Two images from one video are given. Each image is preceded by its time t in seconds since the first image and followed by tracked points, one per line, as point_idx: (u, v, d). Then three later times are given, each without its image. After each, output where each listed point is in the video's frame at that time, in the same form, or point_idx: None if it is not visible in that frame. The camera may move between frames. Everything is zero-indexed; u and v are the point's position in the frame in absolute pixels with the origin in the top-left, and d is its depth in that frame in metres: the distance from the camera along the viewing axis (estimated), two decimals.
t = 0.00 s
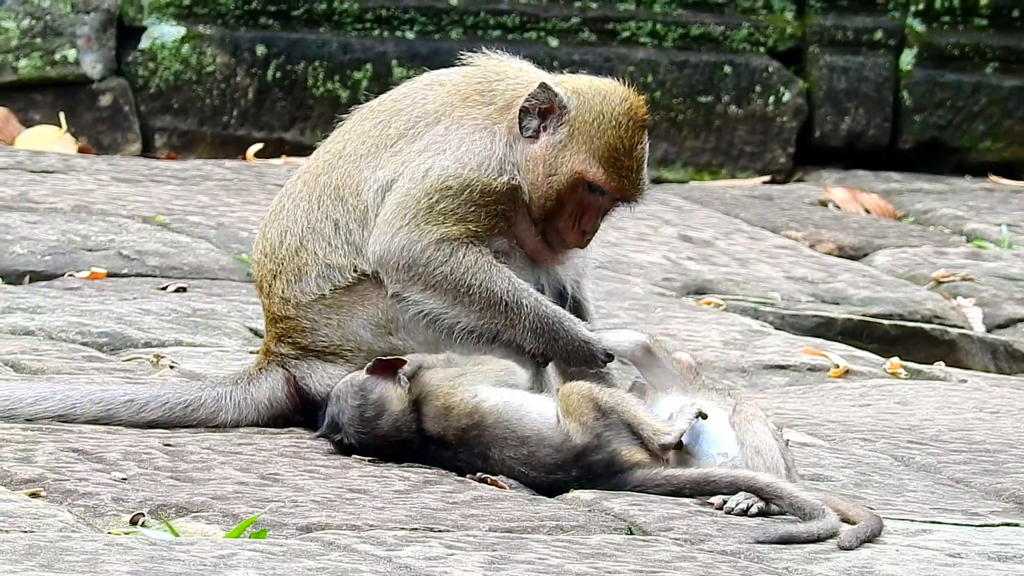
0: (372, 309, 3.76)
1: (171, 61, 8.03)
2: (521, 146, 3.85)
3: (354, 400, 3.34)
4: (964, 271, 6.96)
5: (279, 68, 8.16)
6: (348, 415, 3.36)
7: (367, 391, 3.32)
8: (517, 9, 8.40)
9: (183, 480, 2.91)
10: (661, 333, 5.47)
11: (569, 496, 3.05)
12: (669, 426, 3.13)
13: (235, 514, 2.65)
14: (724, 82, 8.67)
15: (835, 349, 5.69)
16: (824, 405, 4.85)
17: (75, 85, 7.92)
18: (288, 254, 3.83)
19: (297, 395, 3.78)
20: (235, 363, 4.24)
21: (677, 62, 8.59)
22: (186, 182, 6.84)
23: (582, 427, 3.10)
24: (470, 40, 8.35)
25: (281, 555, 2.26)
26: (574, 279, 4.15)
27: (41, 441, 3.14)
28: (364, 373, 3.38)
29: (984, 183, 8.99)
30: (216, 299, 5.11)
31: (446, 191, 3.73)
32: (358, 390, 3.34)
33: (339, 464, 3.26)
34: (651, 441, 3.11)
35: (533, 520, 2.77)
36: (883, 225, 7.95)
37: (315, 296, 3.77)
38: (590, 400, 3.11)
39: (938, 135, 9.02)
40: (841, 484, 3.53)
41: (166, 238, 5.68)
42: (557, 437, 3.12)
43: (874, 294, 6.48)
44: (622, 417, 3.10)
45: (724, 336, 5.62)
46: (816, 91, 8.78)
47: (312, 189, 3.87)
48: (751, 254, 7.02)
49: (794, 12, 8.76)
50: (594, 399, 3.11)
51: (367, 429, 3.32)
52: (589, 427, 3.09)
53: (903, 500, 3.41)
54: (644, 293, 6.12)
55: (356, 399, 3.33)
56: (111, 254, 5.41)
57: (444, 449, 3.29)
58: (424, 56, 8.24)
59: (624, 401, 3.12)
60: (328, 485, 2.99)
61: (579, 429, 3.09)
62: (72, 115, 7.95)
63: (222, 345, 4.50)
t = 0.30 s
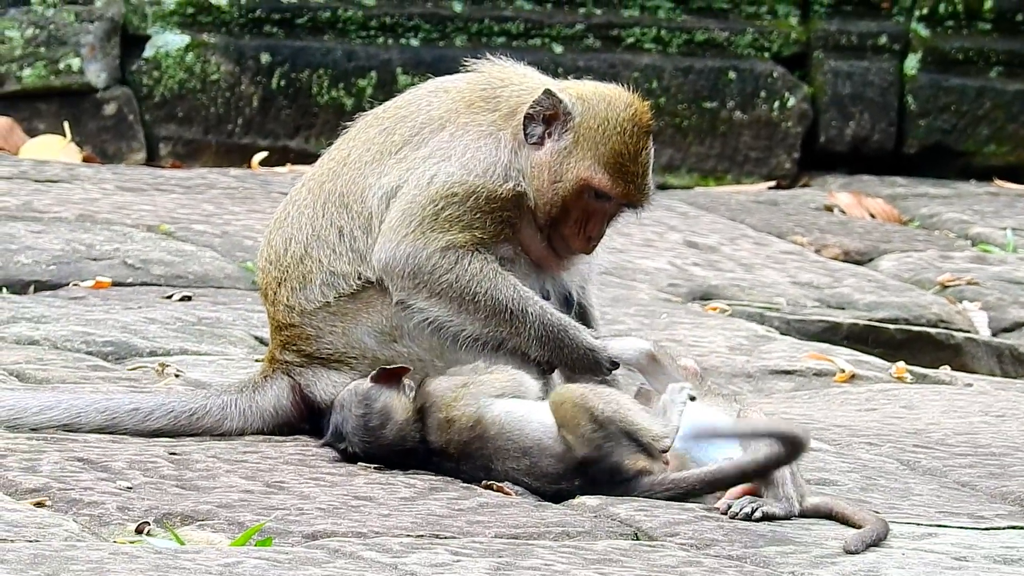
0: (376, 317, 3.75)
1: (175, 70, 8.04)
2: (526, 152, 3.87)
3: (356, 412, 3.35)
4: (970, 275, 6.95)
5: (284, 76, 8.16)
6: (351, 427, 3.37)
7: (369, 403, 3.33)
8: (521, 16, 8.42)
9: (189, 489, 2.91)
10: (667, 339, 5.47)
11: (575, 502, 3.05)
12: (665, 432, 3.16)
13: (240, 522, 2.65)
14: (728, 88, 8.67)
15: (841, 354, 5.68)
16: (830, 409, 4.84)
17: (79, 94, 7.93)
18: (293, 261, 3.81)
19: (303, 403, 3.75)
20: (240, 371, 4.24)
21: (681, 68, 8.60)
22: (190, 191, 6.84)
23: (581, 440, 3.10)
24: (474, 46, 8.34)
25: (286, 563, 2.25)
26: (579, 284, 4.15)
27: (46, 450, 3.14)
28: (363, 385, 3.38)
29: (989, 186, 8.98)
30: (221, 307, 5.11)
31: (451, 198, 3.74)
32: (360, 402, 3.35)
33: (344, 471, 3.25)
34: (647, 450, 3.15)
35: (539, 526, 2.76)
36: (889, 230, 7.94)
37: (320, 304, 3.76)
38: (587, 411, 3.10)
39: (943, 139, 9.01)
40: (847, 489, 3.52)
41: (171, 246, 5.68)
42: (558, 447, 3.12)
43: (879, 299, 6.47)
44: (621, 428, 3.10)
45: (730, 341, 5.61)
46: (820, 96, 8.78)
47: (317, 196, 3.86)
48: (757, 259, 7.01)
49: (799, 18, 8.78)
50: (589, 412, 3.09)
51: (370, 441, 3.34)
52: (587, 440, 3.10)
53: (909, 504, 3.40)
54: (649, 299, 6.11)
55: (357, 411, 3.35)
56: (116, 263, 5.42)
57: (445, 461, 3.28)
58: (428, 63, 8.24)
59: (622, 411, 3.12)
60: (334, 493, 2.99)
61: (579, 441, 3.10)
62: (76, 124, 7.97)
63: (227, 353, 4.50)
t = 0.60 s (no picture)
0: (377, 324, 3.74)
1: (176, 78, 8.05)
2: (529, 164, 3.86)
3: (371, 434, 3.33)
4: (970, 282, 6.95)
5: (284, 84, 8.16)
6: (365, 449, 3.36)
7: (385, 427, 3.31)
8: (521, 23, 8.42)
9: (190, 496, 2.90)
10: (668, 347, 5.46)
11: (576, 509, 3.05)
12: (614, 414, 2.98)
13: (242, 530, 2.65)
14: (729, 95, 8.68)
15: (842, 361, 5.68)
16: (831, 417, 4.84)
17: (79, 103, 7.94)
18: (295, 269, 3.82)
19: (304, 410, 3.77)
20: (241, 379, 4.23)
21: (682, 75, 8.60)
22: (191, 199, 6.84)
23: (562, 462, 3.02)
24: (474, 54, 8.34)
25: (288, 570, 2.25)
26: (581, 292, 4.16)
27: (47, 458, 3.13)
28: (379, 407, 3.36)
29: (990, 194, 8.98)
30: (222, 315, 5.11)
31: (454, 208, 3.74)
32: (377, 424, 3.33)
33: (346, 479, 3.25)
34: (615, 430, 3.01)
35: (540, 534, 2.76)
36: (890, 237, 7.94)
37: (321, 311, 3.76)
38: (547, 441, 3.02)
39: (943, 146, 9.02)
40: (849, 496, 3.52)
41: (171, 254, 5.68)
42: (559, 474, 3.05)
43: (880, 306, 6.47)
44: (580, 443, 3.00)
45: (731, 349, 5.61)
46: (820, 104, 8.78)
47: (318, 204, 3.86)
48: (757, 267, 7.01)
49: (799, 24, 8.79)
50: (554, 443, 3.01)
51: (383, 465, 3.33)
52: (565, 466, 3.03)
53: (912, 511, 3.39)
54: (650, 306, 6.11)
55: (372, 433, 3.33)
56: (117, 271, 5.42)
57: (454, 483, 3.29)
58: (429, 71, 8.24)
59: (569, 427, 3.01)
60: (335, 500, 2.98)
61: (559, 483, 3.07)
62: (77, 132, 7.97)
63: (228, 360, 4.50)
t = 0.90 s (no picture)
0: (384, 338, 3.74)
1: (180, 90, 8.05)
2: (539, 182, 3.87)
3: (393, 454, 3.26)
4: (976, 295, 6.94)
5: (289, 97, 8.16)
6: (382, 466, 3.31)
7: (407, 448, 3.24)
8: (526, 35, 8.42)
9: (196, 509, 2.90)
10: (673, 359, 5.45)
11: (583, 523, 3.03)
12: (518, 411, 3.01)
13: (248, 543, 2.64)
14: (734, 107, 8.68)
15: (848, 374, 5.67)
16: (837, 429, 4.83)
17: (84, 115, 7.94)
18: (301, 282, 3.81)
19: (309, 423, 3.76)
20: (246, 392, 4.22)
21: (687, 87, 8.61)
22: (195, 212, 6.84)
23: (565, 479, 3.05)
24: (479, 66, 8.36)
25: None
26: (587, 307, 4.16)
27: (52, 471, 3.13)
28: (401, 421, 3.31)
29: (995, 206, 8.98)
30: (227, 328, 5.10)
31: (465, 222, 3.73)
32: (399, 444, 3.26)
33: (351, 492, 3.24)
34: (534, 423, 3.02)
35: (546, 547, 2.75)
36: (895, 249, 7.93)
37: (328, 324, 3.75)
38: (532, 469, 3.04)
39: (949, 158, 9.02)
40: (855, 509, 3.50)
41: (176, 267, 5.68)
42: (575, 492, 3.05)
43: (886, 319, 6.46)
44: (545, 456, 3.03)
45: (736, 361, 5.59)
46: (825, 116, 8.79)
47: (325, 218, 3.85)
48: (763, 279, 7.00)
49: (803, 37, 8.80)
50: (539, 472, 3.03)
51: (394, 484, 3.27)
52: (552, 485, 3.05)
53: (918, 524, 3.38)
54: (655, 319, 6.10)
55: (392, 451, 3.26)
56: (122, 283, 5.41)
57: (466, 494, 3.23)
58: (433, 83, 8.25)
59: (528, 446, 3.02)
60: (340, 514, 2.97)
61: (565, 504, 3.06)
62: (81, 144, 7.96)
63: (234, 374, 4.49)
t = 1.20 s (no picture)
0: (396, 347, 3.73)
1: (188, 102, 8.06)
2: (551, 195, 3.86)
3: (416, 466, 3.24)
4: (985, 303, 6.92)
5: (297, 107, 8.16)
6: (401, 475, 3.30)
7: (431, 462, 3.22)
8: (534, 45, 8.42)
9: (207, 522, 2.89)
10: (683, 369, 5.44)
11: (594, 533, 3.02)
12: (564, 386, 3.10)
13: (259, 555, 2.63)
14: (742, 116, 8.68)
15: (857, 383, 5.65)
16: (847, 439, 4.81)
17: (93, 127, 7.94)
18: (313, 293, 3.81)
19: (319, 434, 3.74)
20: (256, 404, 4.22)
21: (695, 96, 8.61)
22: (204, 223, 6.84)
23: (588, 474, 3.03)
24: (487, 76, 8.36)
25: None
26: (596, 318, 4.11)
27: (63, 484, 3.12)
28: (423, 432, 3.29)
29: (1004, 214, 8.96)
30: (237, 339, 5.10)
31: (486, 236, 3.73)
32: (424, 457, 3.24)
33: (362, 504, 3.23)
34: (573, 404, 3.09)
35: (557, 558, 2.74)
36: (904, 257, 7.92)
37: (340, 334, 3.75)
38: (558, 446, 3.04)
39: (957, 166, 9.00)
40: (866, 519, 3.49)
41: (186, 278, 5.68)
42: (598, 491, 3.02)
43: (895, 327, 6.44)
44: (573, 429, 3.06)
45: (746, 371, 5.58)
46: (834, 125, 8.78)
47: (337, 229, 3.84)
48: (772, 288, 6.99)
49: (811, 45, 8.78)
50: (567, 452, 3.04)
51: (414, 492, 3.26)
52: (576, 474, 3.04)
53: (928, 533, 3.37)
54: (665, 329, 6.09)
55: (416, 462, 3.25)
56: (131, 295, 5.41)
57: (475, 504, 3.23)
58: (441, 93, 8.26)
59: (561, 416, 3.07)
60: (352, 525, 2.96)
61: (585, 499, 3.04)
62: (89, 156, 7.97)
63: (244, 385, 4.48)
